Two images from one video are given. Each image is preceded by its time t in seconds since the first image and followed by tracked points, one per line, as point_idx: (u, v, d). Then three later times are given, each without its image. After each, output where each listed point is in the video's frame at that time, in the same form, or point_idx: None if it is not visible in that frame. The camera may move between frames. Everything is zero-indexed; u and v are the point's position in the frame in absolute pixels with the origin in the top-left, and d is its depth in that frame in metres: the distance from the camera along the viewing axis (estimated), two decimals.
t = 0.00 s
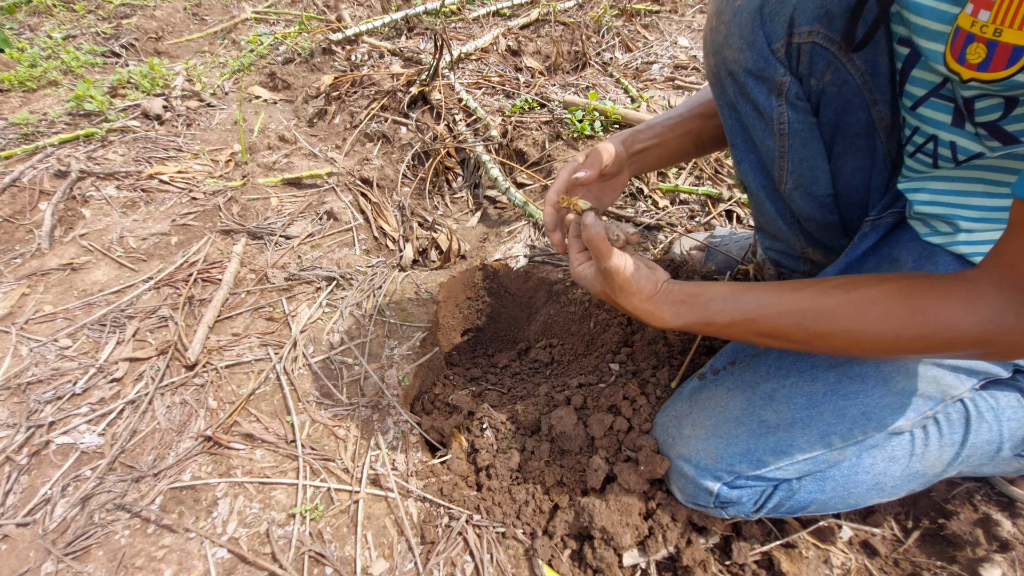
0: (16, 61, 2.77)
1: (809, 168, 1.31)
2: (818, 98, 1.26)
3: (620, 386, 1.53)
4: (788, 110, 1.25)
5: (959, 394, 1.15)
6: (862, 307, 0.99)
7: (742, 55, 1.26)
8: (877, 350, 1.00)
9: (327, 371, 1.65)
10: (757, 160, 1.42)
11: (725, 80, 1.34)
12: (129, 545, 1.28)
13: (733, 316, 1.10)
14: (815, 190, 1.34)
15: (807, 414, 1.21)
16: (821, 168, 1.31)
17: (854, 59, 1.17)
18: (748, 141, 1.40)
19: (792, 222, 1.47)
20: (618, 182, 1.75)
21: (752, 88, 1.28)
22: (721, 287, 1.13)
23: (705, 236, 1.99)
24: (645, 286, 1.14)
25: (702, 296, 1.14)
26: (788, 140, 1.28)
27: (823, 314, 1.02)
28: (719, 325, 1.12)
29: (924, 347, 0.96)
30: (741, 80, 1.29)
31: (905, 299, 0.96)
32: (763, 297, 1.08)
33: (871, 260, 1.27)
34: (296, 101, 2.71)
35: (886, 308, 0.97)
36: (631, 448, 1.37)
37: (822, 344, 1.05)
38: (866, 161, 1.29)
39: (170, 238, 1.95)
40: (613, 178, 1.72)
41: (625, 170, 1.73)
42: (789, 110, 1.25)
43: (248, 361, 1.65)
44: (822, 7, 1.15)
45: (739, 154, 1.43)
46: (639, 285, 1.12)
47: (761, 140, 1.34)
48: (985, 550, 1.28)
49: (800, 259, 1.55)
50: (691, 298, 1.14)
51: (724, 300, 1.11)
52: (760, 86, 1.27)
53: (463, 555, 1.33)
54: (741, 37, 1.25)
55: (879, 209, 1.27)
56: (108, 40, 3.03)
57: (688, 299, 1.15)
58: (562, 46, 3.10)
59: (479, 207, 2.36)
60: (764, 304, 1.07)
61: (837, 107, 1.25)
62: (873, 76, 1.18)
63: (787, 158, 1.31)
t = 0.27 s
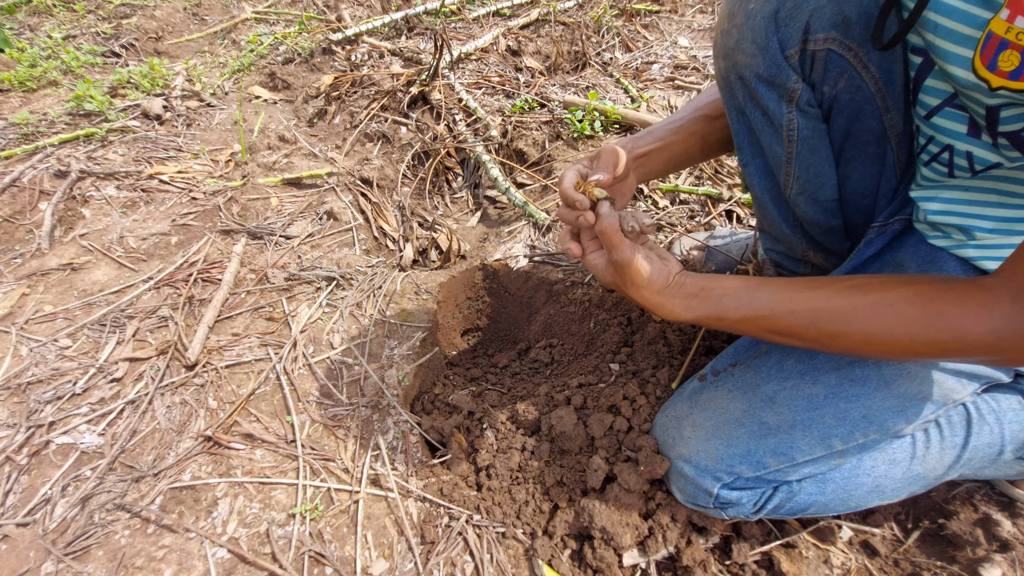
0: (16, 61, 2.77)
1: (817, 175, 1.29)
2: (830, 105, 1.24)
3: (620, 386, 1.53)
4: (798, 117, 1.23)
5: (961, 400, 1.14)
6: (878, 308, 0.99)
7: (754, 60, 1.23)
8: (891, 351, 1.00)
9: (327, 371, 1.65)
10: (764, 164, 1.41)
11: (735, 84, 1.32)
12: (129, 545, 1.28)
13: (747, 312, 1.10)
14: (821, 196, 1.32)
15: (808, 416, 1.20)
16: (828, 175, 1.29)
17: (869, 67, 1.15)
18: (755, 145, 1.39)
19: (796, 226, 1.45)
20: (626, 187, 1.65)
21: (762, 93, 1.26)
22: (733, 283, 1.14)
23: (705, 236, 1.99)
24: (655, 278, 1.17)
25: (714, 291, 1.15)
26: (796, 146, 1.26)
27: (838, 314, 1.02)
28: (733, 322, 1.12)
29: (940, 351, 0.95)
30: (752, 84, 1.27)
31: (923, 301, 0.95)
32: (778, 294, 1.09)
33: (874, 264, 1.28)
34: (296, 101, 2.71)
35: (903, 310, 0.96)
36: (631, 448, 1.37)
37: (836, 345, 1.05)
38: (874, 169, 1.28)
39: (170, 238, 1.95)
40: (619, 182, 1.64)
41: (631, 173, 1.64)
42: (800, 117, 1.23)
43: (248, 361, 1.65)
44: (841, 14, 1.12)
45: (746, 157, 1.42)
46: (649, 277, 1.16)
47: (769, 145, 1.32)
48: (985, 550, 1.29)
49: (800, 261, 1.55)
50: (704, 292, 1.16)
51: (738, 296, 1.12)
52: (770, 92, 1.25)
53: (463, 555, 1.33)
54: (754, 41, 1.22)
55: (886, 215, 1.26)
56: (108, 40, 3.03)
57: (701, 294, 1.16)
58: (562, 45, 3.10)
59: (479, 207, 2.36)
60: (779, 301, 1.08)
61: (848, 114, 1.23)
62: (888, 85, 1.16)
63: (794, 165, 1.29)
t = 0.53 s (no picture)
0: (16, 61, 2.77)
1: (820, 177, 1.28)
2: (836, 107, 1.22)
3: (620, 386, 1.53)
4: (803, 119, 1.22)
5: (961, 400, 1.13)
6: (891, 315, 0.98)
7: (761, 61, 1.22)
8: (901, 358, 1.00)
9: (327, 372, 1.65)
10: (768, 164, 1.40)
11: (740, 84, 1.31)
12: (129, 545, 1.28)
13: (756, 317, 1.10)
14: (823, 198, 1.32)
15: (808, 417, 1.20)
16: (832, 177, 1.28)
17: (877, 70, 1.14)
18: (759, 146, 1.38)
19: (797, 227, 1.46)
20: (630, 184, 1.65)
21: (768, 94, 1.24)
22: (742, 287, 1.14)
23: (705, 236, 1.99)
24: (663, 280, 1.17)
25: (723, 295, 1.14)
26: (800, 148, 1.25)
27: (851, 321, 1.01)
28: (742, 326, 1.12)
29: (953, 360, 0.95)
30: (757, 85, 1.25)
31: (937, 309, 0.95)
32: (789, 298, 1.08)
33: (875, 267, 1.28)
34: (296, 101, 2.71)
35: (917, 318, 0.96)
36: (631, 448, 1.37)
37: (847, 351, 1.04)
38: (878, 172, 1.27)
39: (170, 238, 1.95)
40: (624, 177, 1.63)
41: (636, 169, 1.64)
42: (805, 119, 1.22)
43: (248, 361, 1.65)
44: (851, 15, 1.11)
45: (749, 158, 1.42)
46: (657, 279, 1.17)
47: (773, 146, 1.31)
48: (985, 550, 1.29)
49: (800, 262, 1.55)
50: (712, 295, 1.15)
51: (748, 300, 1.11)
52: (777, 94, 1.23)
53: (463, 555, 1.33)
54: (761, 42, 1.20)
55: (889, 219, 1.26)
56: (108, 40, 3.03)
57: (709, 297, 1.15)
58: (562, 45, 3.10)
59: (479, 207, 2.36)
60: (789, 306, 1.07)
61: (855, 117, 1.22)
62: (896, 88, 1.15)
63: (797, 167, 1.29)
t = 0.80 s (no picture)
0: (16, 61, 2.77)
1: (821, 177, 1.29)
2: (839, 108, 1.22)
3: (620, 386, 1.53)
4: (804, 120, 1.22)
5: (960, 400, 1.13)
6: (932, 327, 0.94)
7: (764, 62, 1.21)
8: (937, 375, 0.95)
9: (327, 372, 1.65)
10: (769, 165, 1.40)
11: (742, 85, 1.31)
12: (129, 545, 1.28)
13: (786, 329, 1.04)
14: (824, 199, 1.32)
15: (809, 418, 1.20)
16: (833, 178, 1.29)
17: (880, 71, 1.13)
18: (760, 147, 1.39)
19: (798, 227, 1.46)
20: (617, 181, 1.64)
21: (770, 95, 1.24)
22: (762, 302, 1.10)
23: (705, 236, 1.99)
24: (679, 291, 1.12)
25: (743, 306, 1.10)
26: (802, 149, 1.26)
27: (890, 333, 0.96)
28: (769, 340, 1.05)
29: (1000, 375, 0.90)
30: (759, 86, 1.25)
31: (979, 321, 0.91)
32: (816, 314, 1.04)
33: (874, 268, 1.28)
34: (296, 101, 2.71)
35: (961, 330, 0.91)
36: (631, 448, 1.37)
37: (884, 368, 0.99)
38: (880, 172, 1.27)
39: (170, 238, 1.95)
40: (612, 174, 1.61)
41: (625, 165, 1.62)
42: (807, 120, 1.22)
43: (248, 361, 1.65)
44: (854, 17, 1.10)
45: (751, 159, 1.42)
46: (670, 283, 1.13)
47: (774, 147, 1.31)
48: (985, 550, 1.29)
49: (800, 262, 1.56)
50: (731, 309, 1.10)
51: (771, 316, 1.06)
52: (778, 95, 1.23)
53: (463, 555, 1.33)
54: (764, 42, 1.20)
55: (890, 219, 1.26)
56: (108, 40, 3.03)
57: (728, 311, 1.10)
58: (562, 46, 3.10)
59: (479, 207, 2.36)
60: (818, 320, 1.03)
61: (857, 118, 1.21)
62: (899, 90, 1.14)
63: (798, 168, 1.29)
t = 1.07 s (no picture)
0: (16, 61, 2.77)
1: (822, 179, 1.29)
2: (841, 110, 1.22)
3: (620, 386, 1.53)
4: (807, 122, 1.22)
5: (960, 401, 1.15)
6: (920, 315, 0.93)
7: (766, 63, 1.21)
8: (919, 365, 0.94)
9: (327, 372, 1.65)
10: (769, 166, 1.40)
11: (745, 86, 1.31)
12: (129, 545, 1.28)
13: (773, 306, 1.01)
14: (825, 201, 1.32)
15: (809, 418, 1.20)
16: (834, 180, 1.29)
17: (883, 73, 1.13)
18: (761, 148, 1.39)
19: (799, 228, 1.47)
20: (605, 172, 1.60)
21: (772, 97, 1.24)
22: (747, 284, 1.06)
23: (705, 236, 1.99)
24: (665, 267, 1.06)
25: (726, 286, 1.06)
26: (803, 151, 1.25)
27: (879, 317, 0.95)
28: (753, 317, 1.02)
29: (981, 369, 0.90)
30: (762, 87, 1.25)
31: (967, 312, 0.91)
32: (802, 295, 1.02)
33: (875, 269, 1.29)
34: (296, 101, 2.71)
35: (950, 320, 0.91)
36: (631, 448, 1.37)
37: (866, 352, 0.97)
38: (882, 175, 1.26)
39: (170, 238, 1.95)
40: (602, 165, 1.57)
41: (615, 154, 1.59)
42: (809, 122, 1.22)
43: (248, 361, 1.65)
44: (858, 19, 1.10)
45: (752, 159, 1.42)
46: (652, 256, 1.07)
47: (776, 148, 1.31)
48: (985, 550, 1.29)
49: (800, 262, 1.56)
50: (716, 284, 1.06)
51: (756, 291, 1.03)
52: (780, 96, 1.23)
53: (463, 555, 1.33)
54: (767, 44, 1.19)
55: (891, 221, 1.26)
56: (108, 40, 3.03)
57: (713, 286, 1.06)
58: (562, 46, 3.10)
59: (479, 207, 2.36)
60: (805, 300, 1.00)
61: (860, 120, 1.21)
62: (902, 92, 1.13)
63: (800, 169, 1.29)
